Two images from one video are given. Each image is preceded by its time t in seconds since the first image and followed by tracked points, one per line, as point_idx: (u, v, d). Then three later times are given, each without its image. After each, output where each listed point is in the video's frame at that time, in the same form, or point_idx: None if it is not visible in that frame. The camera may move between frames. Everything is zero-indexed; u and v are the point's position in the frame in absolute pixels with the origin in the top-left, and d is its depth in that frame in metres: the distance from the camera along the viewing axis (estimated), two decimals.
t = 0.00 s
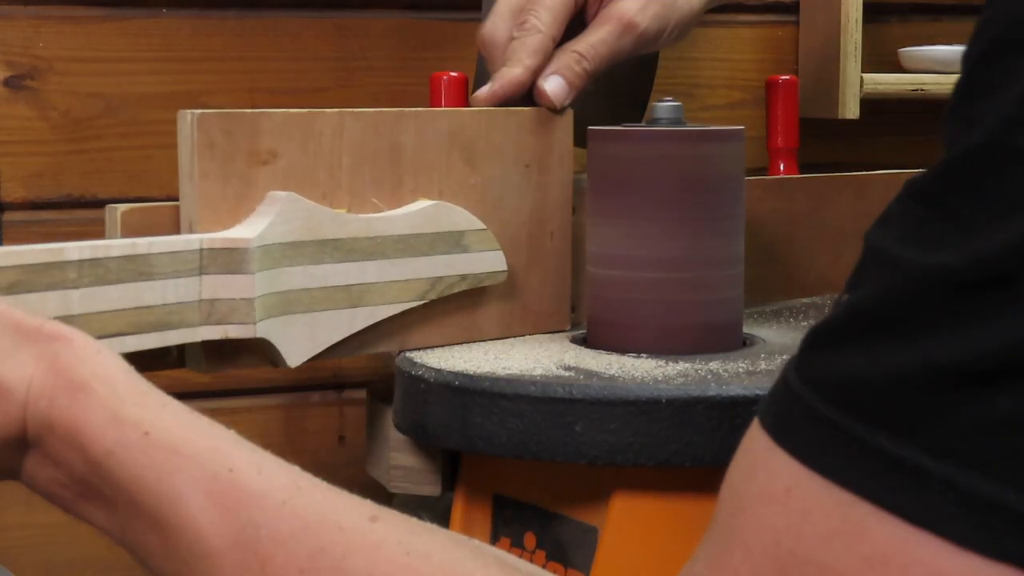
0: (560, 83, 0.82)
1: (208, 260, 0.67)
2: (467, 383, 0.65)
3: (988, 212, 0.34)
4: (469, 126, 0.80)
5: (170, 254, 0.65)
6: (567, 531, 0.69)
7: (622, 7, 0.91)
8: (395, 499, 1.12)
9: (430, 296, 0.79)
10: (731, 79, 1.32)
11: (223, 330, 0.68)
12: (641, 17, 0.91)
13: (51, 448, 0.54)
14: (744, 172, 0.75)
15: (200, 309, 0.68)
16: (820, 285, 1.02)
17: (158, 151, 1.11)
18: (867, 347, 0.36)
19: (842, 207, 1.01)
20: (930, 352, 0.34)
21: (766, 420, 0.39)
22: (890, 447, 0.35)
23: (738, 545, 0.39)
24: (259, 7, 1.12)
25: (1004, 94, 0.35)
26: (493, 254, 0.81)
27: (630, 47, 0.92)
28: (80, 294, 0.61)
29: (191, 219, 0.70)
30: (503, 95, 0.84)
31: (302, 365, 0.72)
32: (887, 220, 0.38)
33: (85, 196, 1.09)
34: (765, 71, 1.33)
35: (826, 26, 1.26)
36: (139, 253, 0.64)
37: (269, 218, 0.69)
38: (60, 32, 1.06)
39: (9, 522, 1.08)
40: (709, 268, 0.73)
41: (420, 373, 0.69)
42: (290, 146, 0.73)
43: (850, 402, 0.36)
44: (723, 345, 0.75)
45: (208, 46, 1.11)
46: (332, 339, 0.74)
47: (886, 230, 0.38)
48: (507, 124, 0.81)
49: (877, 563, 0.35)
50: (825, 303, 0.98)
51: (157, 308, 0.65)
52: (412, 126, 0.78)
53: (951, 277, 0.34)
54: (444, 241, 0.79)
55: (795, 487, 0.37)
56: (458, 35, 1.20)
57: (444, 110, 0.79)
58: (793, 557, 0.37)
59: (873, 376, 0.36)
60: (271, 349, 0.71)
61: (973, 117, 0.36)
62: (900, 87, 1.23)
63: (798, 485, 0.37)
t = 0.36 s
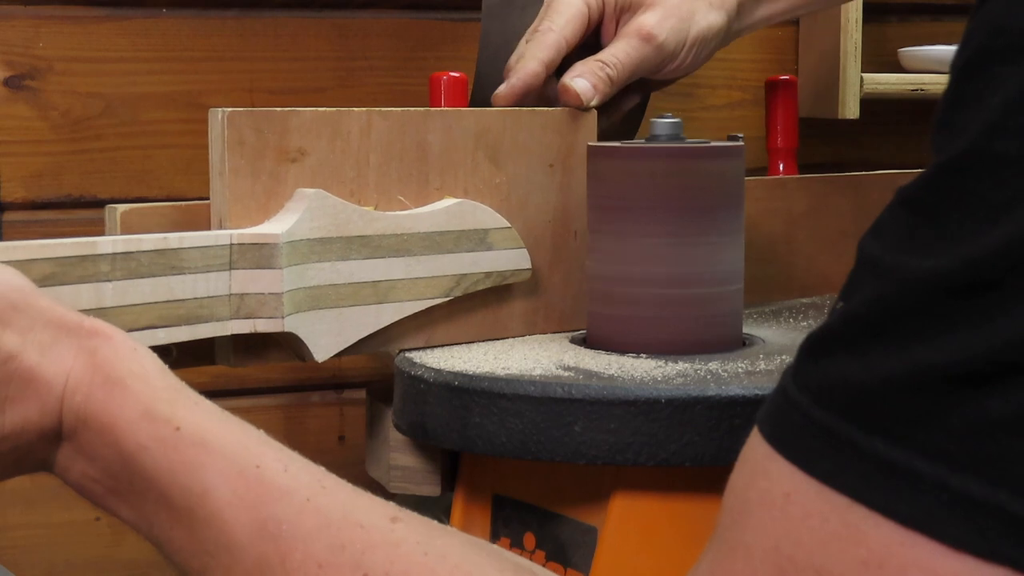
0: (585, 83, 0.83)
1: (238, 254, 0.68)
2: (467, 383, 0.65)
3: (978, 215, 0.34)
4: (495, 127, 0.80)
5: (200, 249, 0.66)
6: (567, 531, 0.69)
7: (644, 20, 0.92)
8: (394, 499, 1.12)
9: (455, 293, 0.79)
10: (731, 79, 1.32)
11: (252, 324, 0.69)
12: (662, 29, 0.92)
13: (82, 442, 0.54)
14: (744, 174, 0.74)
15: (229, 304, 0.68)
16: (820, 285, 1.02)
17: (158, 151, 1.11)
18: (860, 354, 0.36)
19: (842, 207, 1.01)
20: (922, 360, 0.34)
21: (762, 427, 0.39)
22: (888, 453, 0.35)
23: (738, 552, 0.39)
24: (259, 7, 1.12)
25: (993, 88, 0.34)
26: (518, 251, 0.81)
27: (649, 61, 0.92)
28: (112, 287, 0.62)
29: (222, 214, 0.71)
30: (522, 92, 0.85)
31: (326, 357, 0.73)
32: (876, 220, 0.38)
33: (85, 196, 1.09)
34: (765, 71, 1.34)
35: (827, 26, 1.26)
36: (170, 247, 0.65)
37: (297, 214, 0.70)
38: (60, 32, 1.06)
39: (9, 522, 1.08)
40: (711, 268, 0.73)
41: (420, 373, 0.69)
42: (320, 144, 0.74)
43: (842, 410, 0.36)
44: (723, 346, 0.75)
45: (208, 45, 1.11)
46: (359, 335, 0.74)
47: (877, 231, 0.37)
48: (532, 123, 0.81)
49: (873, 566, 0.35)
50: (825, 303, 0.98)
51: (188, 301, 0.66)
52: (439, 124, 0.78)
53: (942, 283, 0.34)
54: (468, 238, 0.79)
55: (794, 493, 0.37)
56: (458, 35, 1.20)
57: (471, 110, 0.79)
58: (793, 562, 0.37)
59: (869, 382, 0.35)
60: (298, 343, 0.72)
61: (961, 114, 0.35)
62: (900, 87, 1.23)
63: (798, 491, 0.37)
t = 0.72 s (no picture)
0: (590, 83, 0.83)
1: (243, 255, 0.69)
2: (467, 382, 0.65)
3: (983, 280, 0.37)
4: (499, 127, 0.80)
5: (205, 249, 0.67)
6: (567, 531, 0.69)
7: (645, 27, 0.93)
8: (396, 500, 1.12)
9: (461, 292, 0.79)
10: (731, 79, 1.32)
11: (256, 324, 0.69)
12: (663, 36, 0.93)
13: None
14: (743, 174, 0.74)
15: (234, 304, 0.69)
16: (821, 285, 1.02)
17: (158, 150, 1.11)
18: (906, 452, 0.39)
19: (842, 206, 1.01)
20: (966, 443, 0.37)
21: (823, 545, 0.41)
22: (948, 546, 0.37)
23: None
24: (259, 7, 1.12)
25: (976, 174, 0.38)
26: (521, 252, 0.81)
27: (651, 67, 0.93)
28: (118, 287, 0.63)
29: (225, 215, 0.72)
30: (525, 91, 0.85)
31: (331, 357, 0.73)
32: (882, 319, 0.41)
33: (84, 196, 1.09)
34: (765, 71, 1.34)
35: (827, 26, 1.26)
36: (175, 247, 0.65)
37: (302, 215, 0.71)
38: (60, 32, 1.07)
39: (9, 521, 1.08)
40: (709, 268, 0.73)
41: (420, 373, 0.69)
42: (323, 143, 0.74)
43: (904, 511, 0.38)
44: (723, 346, 0.75)
45: (208, 45, 1.11)
46: (363, 335, 0.74)
47: (887, 332, 0.41)
48: (535, 122, 0.81)
49: None
50: (827, 303, 0.98)
51: (193, 301, 0.67)
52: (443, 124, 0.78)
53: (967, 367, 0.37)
54: (472, 238, 0.79)
55: None
56: (459, 35, 1.19)
57: (473, 110, 0.79)
58: None
59: (918, 480, 0.38)
60: (302, 343, 0.72)
61: (961, 191, 0.39)
62: (901, 87, 1.22)
63: None
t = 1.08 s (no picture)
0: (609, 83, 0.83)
1: (272, 252, 0.69)
2: (466, 383, 0.65)
3: (982, 281, 0.37)
4: (521, 126, 0.80)
5: (237, 246, 0.67)
6: (567, 531, 0.69)
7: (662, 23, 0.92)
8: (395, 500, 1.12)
9: (484, 291, 0.79)
10: (731, 80, 1.32)
11: (286, 321, 0.69)
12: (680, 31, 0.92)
13: None
14: (742, 174, 0.75)
15: (264, 301, 0.69)
16: (821, 285, 1.02)
17: (158, 151, 1.11)
18: (903, 454, 0.39)
19: (841, 206, 1.02)
20: (965, 444, 0.38)
21: (816, 553, 0.41)
22: (948, 552, 0.38)
23: None
24: (259, 7, 1.12)
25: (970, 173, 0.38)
26: (543, 250, 0.81)
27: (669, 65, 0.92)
28: (151, 283, 0.63)
29: (255, 213, 0.73)
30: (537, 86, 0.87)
31: (359, 355, 0.73)
32: (879, 322, 0.42)
33: (84, 196, 1.09)
34: (765, 71, 1.34)
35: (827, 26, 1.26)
36: (208, 244, 0.65)
37: (330, 213, 0.71)
38: (60, 32, 1.07)
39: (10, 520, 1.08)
40: (709, 268, 0.73)
41: (420, 372, 0.69)
42: (350, 143, 0.74)
43: (901, 514, 0.39)
44: (722, 346, 0.75)
45: (208, 46, 1.11)
46: (390, 332, 0.75)
47: (883, 335, 0.41)
48: (557, 121, 0.82)
49: None
50: (826, 303, 0.98)
51: (224, 298, 0.67)
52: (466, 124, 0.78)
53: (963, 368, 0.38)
54: (496, 236, 0.79)
55: None
56: (458, 35, 1.19)
57: (496, 109, 0.79)
58: None
59: (918, 484, 0.38)
60: (330, 340, 0.73)
61: (954, 189, 0.39)
62: (900, 87, 1.23)
63: None
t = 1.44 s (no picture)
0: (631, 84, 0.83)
1: (302, 250, 0.69)
2: (466, 383, 0.65)
3: (995, 282, 0.38)
4: (545, 126, 0.80)
5: (268, 245, 0.68)
6: (567, 531, 0.69)
7: (683, 27, 0.92)
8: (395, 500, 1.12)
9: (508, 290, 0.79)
10: (731, 79, 1.33)
11: (316, 318, 0.70)
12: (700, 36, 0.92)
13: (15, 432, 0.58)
14: (743, 177, 0.74)
15: (294, 298, 0.70)
16: (821, 285, 1.02)
17: (158, 151, 1.11)
18: (919, 458, 0.40)
19: (842, 206, 1.02)
20: (979, 446, 0.38)
21: (837, 557, 0.42)
22: (965, 554, 0.38)
23: None
24: (259, 7, 1.12)
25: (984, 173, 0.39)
26: (566, 248, 0.81)
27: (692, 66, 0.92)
28: (186, 281, 0.64)
29: (284, 212, 0.73)
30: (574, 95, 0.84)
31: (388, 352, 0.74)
32: (896, 325, 0.42)
33: (84, 196, 1.09)
34: (766, 70, 1.34)
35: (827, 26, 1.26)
36: (239, 243, 0.67)
37: (357, 213, 0.71)
38: (60, 32, 1.07)
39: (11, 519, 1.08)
40: (710, 267, 0.73)
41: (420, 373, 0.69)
42: (378, 142, 0.74)
43: (917, 518, 0.39)
44: (722, 346, 0.75)
45: (208, 46, 1.11)
46: (418, 329, 0.75)
47: (901, 339, 0.42)
48: (580, 122, 0.82)
49: None
50: (826, 303, 0.98)
51: (255, 296, 0.68)
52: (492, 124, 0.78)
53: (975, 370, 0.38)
54: (521, 235, 0.79)
55: None
56: (458, 35, 1.19)
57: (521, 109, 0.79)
58: None
59: (933, 487, 0.39)
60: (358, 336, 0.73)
61: (972, 189, 0.40)
62: (900, 87, 1.23)
63: None
